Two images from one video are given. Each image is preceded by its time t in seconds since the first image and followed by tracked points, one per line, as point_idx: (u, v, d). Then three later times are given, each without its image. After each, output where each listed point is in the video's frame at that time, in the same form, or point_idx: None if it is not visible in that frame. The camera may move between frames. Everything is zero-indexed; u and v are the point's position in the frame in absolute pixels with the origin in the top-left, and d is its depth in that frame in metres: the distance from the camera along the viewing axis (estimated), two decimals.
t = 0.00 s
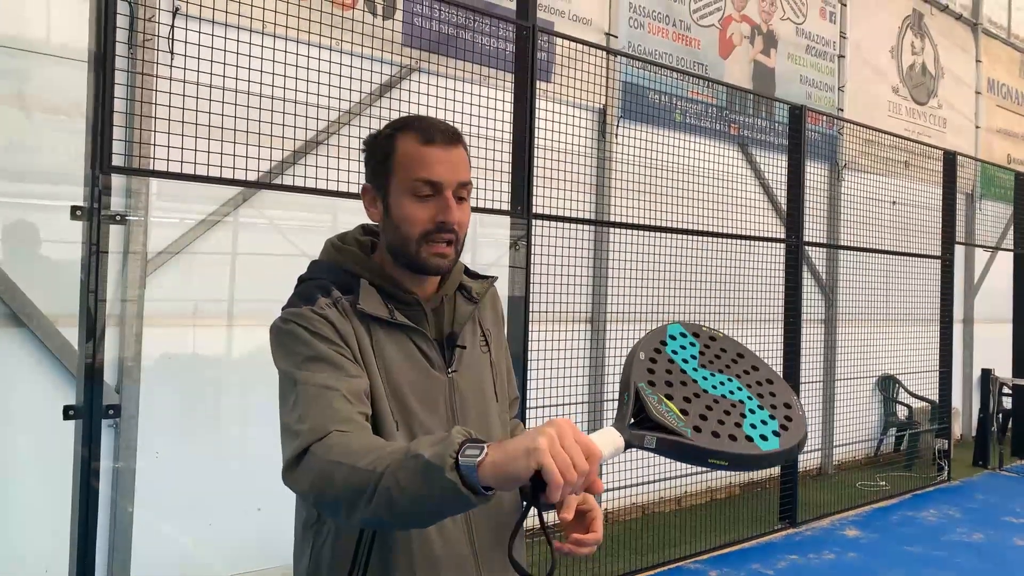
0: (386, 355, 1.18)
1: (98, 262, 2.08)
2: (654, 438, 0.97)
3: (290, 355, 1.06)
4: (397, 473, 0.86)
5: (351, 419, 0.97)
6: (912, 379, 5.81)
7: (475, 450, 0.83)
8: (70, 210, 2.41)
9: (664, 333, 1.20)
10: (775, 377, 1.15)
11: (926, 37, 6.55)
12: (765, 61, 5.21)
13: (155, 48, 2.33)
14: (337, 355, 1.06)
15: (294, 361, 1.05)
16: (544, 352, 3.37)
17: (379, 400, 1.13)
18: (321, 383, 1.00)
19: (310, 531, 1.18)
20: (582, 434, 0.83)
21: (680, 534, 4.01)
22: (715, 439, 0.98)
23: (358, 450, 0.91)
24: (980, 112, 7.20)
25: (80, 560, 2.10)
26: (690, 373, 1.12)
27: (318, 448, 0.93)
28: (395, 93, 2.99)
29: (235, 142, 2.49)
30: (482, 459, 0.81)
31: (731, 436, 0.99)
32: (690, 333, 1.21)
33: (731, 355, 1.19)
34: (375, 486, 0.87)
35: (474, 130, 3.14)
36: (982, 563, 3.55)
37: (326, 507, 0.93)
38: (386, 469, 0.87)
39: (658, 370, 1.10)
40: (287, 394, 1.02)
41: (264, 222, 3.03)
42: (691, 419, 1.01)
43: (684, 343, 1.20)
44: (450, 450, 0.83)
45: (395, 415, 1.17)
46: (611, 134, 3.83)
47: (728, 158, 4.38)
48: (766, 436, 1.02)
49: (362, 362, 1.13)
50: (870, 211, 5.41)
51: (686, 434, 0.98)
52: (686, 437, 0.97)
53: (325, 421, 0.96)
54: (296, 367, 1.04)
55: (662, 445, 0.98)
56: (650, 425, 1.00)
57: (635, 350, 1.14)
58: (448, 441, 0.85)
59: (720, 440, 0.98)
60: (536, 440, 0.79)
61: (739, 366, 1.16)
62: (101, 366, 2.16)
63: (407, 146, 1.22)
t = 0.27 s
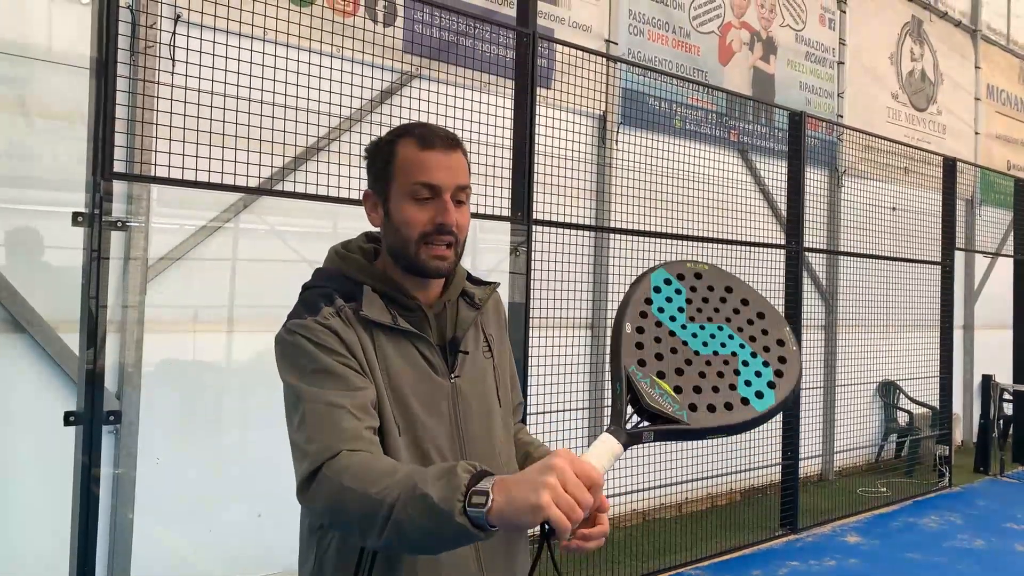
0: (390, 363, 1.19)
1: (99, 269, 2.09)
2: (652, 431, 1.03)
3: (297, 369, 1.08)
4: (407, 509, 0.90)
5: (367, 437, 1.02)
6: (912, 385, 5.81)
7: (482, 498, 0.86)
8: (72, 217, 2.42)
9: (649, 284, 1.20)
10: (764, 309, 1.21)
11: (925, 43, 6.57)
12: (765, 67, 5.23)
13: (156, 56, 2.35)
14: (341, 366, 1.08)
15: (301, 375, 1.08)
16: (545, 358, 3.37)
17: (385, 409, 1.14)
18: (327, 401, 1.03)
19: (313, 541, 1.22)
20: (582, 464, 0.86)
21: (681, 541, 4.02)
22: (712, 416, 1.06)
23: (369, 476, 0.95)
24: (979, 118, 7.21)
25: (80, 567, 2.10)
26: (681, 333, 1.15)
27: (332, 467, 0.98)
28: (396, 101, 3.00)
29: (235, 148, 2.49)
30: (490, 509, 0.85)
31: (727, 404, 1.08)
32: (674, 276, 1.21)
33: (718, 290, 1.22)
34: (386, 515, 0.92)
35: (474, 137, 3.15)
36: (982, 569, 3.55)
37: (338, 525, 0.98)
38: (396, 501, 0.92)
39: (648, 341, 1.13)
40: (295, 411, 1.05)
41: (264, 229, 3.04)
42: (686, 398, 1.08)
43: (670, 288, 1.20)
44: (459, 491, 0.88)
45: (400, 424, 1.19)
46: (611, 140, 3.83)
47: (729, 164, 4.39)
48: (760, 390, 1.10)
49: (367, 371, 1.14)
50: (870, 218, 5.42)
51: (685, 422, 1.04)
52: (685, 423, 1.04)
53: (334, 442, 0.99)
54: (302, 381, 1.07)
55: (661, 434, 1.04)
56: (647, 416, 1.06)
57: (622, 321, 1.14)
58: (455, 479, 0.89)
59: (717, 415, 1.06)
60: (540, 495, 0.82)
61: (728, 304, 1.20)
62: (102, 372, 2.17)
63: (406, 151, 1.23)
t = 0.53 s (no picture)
0: (394, 368, 1.21)
1: (101, 274, 2.09)
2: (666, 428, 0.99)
3: (305, 375, 1.11)
4: (431, 522, 0.93)
5: (380, 444, 1.04)
6: (913, 390, 5.81)
7: (505, 518, 0.86)
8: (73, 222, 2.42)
9: (649, 264, 1.13)
10: (770, 277, 1.15)
11: (924, 49, 6.58)
12: (765, 72, 5.24)
13: (158, 61, 2.35)
14: (350, 372, 1.10)
15: (310, 382, 1.10)
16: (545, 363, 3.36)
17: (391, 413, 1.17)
18: (338, 410, 1.05)
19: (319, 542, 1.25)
20: (597, 472, 0.84)
21: (682, 546, 4.02)
22: (723, 404, 1.03)
23: (389, 487, 0.97)
24: (979, 123, 7.22)
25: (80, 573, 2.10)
26: (687, 317, 1.09)
27: (352, 475, 1.00)
28: (396, 106, 2.93)
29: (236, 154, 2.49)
30: (512, 527, 0.86)
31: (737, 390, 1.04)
32: (675, 253, 1.14)
33: (721, 262, 1.15)
34: (411, 526, 0.95)
35: (474, 143, 3.15)
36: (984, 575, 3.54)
37: (360, 531, 1.01)
38: (419, 513, 0.94)
39: (653, 330, 1.07)
40: (308, 420, 1.07)
41: (264, 233, 3.05)
42: (696, 389, 1.04)
43: (671, 267, 1.14)
44: (481, 505, 0.90)
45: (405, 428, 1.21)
46: (611, 144, 3.84)
47: (728, 169, 4.39)
48: (770, 368, 1.06)
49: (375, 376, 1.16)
50: (870, 223, 5.43)
51: (698, 414, 1.01)
52: (697, 414, 1.01)
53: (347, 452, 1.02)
54: (314, 388, 1.09)
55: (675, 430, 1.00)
56: (658, 412, 1.02)
57: (625, 313, 1.08)
58: (476, 494, 0.91)
59: (729, 401, 1.03)
60: (564, 520, 0.81)
61: (733, 277, 1.14)
62: (102, 377, 2.17)
63: (400, 159, 1.24)
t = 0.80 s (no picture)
0: (393, 370, 1.23)
1: (101, 278, 2.09)
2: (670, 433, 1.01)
3: (307, 376, 1.12)
4: (437, 524, 0.93)
5: (384, 440, 1.04)
6: (913, 394, 5.81)
7: (510, 521, 0.87)
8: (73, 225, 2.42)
9: (657, 267, 1.11)
10: (773, 281, 1.14)
11: (924, 53, 6.59)
12: (764, 77, 5.25)
13: (159, 67, 2.37)
14: (352, 373, 1.10)
15: (312, 383, 1.11)
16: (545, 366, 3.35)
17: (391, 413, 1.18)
18: (341, 410, 1.06)
19: (321, 541, 1.26)
20: (604, 480, 0.83)
21: (682, 549, 4.02)
22: (725, 407, 1.04)
23: (394, 487, 0.98)
24: (978, 127, 7.23)
25: None
26: (692, 321, 1.08)
27: (359, 474, 1.00)
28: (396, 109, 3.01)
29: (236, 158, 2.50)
30: (518, 531, 0.87)
31: (739, 392, 1.06)
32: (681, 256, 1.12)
33: (726, 265, 1.14)
34: (416, 528, 0.95)
35: (474, 147, 3.16)
36: None
37: (366, 531, 1.01)
38: (424, 513, 0.94)
39: (659, 335, 1.06)
40: (313, 420, 1.08)
41: (264, 237, 3.05)
42: (699, 393, 1.04)
43: (677, 270, 1.11)
44: (487, 506, 0.90)
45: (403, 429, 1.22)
46: (611, 148, 3.83)
47: (728, 173, 4.39)
48: (771, 372, 1.08)
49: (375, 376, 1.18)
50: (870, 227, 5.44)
51: (702, 418, 1.02)
52: (701, 419, 1.03)
53: (352, 450, 1.02)
54: (317, 389, 1.10)
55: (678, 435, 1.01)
56: (662, 417, 1.03)
57: (631, 317, 1.06)
58: (481, 495, 0.92)
59: (732, 405, 1.05)
60: (567, 526, 0.81)
61: (738, 280, 1.13)
62: (102, 383, 2.17)
63: (391, 166, 1.28)
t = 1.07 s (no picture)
0: (391, 370, 1.23)
1: (100, 282, 2.09)
2: (672, 442, 0.99)
3: (306, 376, 1.12)
4: (438, 525, 0.92)
5: (384, 439, 1.04)
6: (913, 397, 5.81)
7: (509, 525, 0.87)
8: (73, 228, 2.41)
9: (662, 274, 1.08)
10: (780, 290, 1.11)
11: (923, 57, 6.60)
12: (764, 80, 5.26)
13: (159, 70, 2.36)
14: (350, 373, 1.11)
15: (311, 383, 1.11)
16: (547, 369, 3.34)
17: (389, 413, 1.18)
18: (342, 411, 1.06)
19: (319, 542, 1.26)
20: (606, 487, 0.82)
21: (681, 553, 4.01)
22: (727, 417, 1.02)
23: (393, 487, 0.97)
24: (977, 131, 7.24)
25: None
26: (697, 329, 1.06)
27: (360, 473, 1.00)
28: (396, 114, 2.96)
29: (235, 162, 2.51)
30: (517, 535, 0.87)
31: (743, 402, 1.03)
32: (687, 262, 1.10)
33: (733, 272, 1.11)
34: (414, 527, 0.95)
35: (473, 151, 3.16)
36: None
37: (366, 531, 1.01)
38: (423, 514, 0.94)
39: (663, 343, 1.04)
40: (313, 420, 1.08)
41: (264, 241, 3.05)
42: (703, 401, 1.02)
43: (683, 277, 1.09)
44: (487, 508, 0.90)
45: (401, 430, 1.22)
46: (610, 151, 3.83)
47: (727, 177, 4.39)
48: (775, 382, 1.06)
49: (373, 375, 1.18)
50: (869, 230, 5.44)
51: (704, 428, 1.00)
52: (704, 428, 1.00)
53: (352, 450, 1.02)
54: (316, 389, 1.11)
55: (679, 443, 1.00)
56: (664, 425, 1.00)
57: (635, 323, 1.04)
58: (480, 497, 0.92)
59: (734, 415, 1.02)
60: (566, 533, 0.81)
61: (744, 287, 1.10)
62: (101, 386, 2.16)
63: (384, 168, 1.32)
